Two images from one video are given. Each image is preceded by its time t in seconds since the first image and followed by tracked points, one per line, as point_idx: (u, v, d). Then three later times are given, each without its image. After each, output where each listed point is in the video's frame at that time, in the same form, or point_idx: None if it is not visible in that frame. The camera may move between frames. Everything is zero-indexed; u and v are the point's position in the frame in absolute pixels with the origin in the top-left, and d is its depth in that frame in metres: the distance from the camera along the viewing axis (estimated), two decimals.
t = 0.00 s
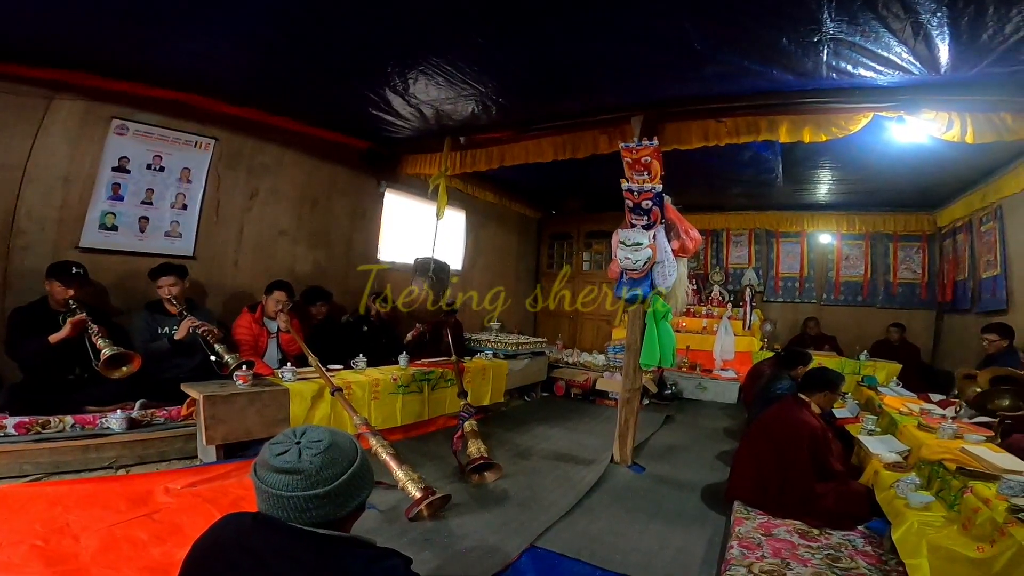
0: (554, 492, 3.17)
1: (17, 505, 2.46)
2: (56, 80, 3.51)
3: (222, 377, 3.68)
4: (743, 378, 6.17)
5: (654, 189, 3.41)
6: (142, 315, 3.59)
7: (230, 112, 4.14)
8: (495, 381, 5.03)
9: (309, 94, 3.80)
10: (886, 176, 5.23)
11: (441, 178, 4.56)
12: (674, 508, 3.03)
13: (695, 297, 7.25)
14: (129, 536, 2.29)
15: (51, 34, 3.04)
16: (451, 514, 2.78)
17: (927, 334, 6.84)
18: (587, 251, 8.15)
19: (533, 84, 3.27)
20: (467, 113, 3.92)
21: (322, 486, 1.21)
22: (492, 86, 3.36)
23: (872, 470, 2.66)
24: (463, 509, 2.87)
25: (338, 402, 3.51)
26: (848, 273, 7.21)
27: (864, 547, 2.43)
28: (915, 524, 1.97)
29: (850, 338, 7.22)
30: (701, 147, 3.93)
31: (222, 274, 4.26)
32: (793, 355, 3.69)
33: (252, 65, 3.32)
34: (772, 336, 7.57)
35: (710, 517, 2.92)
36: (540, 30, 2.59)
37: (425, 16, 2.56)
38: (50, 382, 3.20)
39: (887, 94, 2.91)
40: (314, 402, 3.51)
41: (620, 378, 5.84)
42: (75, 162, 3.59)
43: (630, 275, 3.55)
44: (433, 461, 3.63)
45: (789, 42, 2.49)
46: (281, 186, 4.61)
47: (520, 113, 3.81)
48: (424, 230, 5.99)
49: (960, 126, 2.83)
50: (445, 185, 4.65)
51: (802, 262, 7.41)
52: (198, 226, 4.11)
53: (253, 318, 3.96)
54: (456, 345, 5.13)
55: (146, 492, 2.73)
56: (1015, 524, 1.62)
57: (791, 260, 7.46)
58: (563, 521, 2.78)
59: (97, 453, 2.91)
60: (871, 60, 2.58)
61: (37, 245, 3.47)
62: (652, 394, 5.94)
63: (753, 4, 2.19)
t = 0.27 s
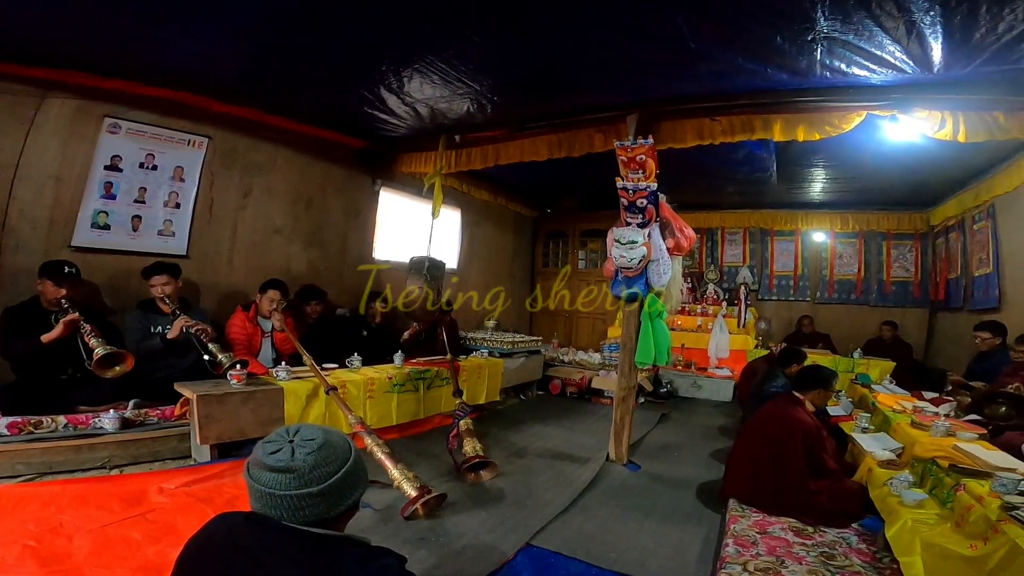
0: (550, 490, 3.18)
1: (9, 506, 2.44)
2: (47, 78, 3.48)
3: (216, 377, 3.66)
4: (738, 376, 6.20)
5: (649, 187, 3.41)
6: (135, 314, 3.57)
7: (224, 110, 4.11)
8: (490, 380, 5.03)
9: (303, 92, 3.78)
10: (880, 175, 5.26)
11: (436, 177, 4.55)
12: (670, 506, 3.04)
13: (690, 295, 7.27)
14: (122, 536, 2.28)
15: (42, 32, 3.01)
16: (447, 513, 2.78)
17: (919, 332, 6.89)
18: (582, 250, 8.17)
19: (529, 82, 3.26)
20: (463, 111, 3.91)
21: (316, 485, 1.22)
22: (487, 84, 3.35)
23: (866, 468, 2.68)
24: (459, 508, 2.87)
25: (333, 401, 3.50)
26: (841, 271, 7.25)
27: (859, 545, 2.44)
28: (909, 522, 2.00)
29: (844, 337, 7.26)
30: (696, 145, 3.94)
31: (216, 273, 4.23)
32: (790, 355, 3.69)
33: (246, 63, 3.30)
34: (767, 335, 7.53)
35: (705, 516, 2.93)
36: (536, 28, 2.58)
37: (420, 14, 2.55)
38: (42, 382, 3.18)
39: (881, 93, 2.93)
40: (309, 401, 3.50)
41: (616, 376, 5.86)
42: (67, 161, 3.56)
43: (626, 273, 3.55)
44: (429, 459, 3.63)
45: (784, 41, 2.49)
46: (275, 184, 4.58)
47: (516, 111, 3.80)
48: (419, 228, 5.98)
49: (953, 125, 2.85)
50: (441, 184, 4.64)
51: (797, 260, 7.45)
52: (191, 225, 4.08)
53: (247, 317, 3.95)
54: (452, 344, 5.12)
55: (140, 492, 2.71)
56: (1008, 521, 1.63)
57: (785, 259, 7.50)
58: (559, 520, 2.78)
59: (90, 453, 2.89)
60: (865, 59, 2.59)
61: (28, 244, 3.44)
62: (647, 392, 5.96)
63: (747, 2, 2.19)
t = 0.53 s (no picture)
0: (548, 487, 3.19)
1: (4, 506, 2.42)
2: (39, 76, 3.45)
3: (212, 375, 3.66)
4: (735, 372, 6.22)
5: (645, 183, 3.41)
6: (131, 312, 3.55)
7: (218, 108, 4.09)
8: (487, 377, 5.03)
9: (298, 90, 3.77)
10: (876, 172, 5.28)
11: (432, 174, 4.54)
12: (667, 503, 3.05)
13: (687, 292, 7.28)
14: (118, 536, 2.27)
15: (33, 30, 2.98)
16: (444, 511, 2.78)
17: (914, 328, 6.93)
18: (579, 247, 8.17)
19: (525, 79, 3.25)
20: (459, 108, 3.89)
21: (311, 482, 1.22)
22: (483, 81, 3.34)
23: (862, 464, 2.70)
24: (456, 505, 2.87)
25: (330, 398, 3.50)
26: (837, 268, 7.28)
27: (856, 541, 2.46)
28: (905, 518, 2.02)
29: (840, 333, 7.29)
30: (693, 142, 3.93)
31: (211, 271, 4.21)
32: (788, 352, 3.70)
33: (240, 60, 3.27)
34: (764, 331, 7.63)
35: (702, 512, 2.94)
36: (532, 25, 2.57)
37: (415, 10, 2.53)
38: (36, 382, 3.16)
39: (877, 89, 2.93)
40: (305, 399, 3.50)
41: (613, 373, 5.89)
42: (60, 159, 3.54)
43: (622, 270, 3.56)
44: (426, 457, 3.63)
45: (780, 37, 2.49)
46: (270, 182, 4.56)
47: (512, 108, 3.79)
48: (416, 226, 5.96)
49: (948, 121, 2.86)
50: (437, 181, 4.62)
51: (793, 257, 7.47)
52: (185, 223, 4.06)
53: (242, 315, 3.93)
54: (449, 341, 5.11)
55: (136, 490, 2.70)
56: (1004, 517, 1.64)
57: (782, 255, 7.52)
58: (557, 517, 2.79)
59: (85, 452, 2.88)
60: (860, 55, 2.59)
61: (21, 243, 3.41)
62: (644, 389, 5.97)
63: None
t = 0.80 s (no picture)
0: (545, 485, 3.19)
1: None
2: (32, 74, 3.42)
3: (208, 374, 3.64)
4: (731, 370, 6.24)
5: (642, 181, 3.41)
6: (126, 311, 3.53)
7: (213, 106, 4.07)
8: (484, 375, 5.03)
9: (293, 88, 3.75)
10: (871, 170, 5.30)
11: (428, 172, 4.52)
12: (664, 501, 3.06)
13: (683, 290, 7.29)
14: (114, 536, 2.26)
15: (25, 28, 2.95)
16: (441, 509, 2.78)
17: (909, 326, 6.96)
18: (576, 245, 8.18)
19: (522, 77, 3.24)
20: (455, 106, 3.88)
21: (305, 480, 1.21)
22: (479, 79, 3.33)
23: (857, 461, 2.71)
24: (453, 504, 2.87)
25: (326, 397, 3.49)
26: (833, 266, 7.31)
27: (851, 539, 2.47)
28: (900, 516, 2.04)
29: (836, 331, 7.32)
30: (689, 140, 3.94)
31: (206, 271, 4.19)
32: (786, 351, 3.70)
33: (235, 58, 3.25)
34: (759, 329, 7.63)
35: (699, 510, 2.95)
36: (528, 23, 2.57)
37: (411, 8, 2.52)
38: (31, 382, 3.14)
39: (872, 88, 2.94)
40: (301, 398, 3.49)
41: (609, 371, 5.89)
42: (54, 158, 3.51)
43: (619, 268, 3.56)
44: (423, 456, 3.63)
45: (776, 35, 2.49)
46: (266, 181, 4.54)
47: (508, 106, 3.78)
48: (412, 224, 5.95)
49: (943, 119, 2.87)
50: (434, 179, 4.61)
51: (789, 255, 7.49)
52: (180, 222, 4.04)
53: (238, 314, 3.92)
54: (445, 340, 5.10)
55: (131, 490, 2.69)
56: (998, 515, 1.65)
57: (778, 253, 7.53)
58: (554, 515, 2.80)
59: (80, 452, 2.86)
60: (855, 53, 2.60)
61: (14, 243, 3.38)
62: (641, 387, 5.98)
63: None
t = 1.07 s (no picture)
0: (541, 484, 3.20)
1: None
2: (24, 73, 3.40)
3: (202, 373, 3.63)
4: (726, 368, 6.26)
5: (637, 180, 3.41)
6: (119, 311, 3.51)
7: (207, 104, 4.05)
8: (480, 374, 5.03)
9: (288, 86, 3.73)
10: (865, 169, 5.33)
11: (424, 170, 4.51)
12: (659, 499, 3.07)
13: (679, 288, 7.32)
14: (107, 535, 2.25)
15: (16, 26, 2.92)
16: (437, 508, 2.78)
17: (902, 324, 7.01)
18: (572, 243, 8.18)
19: (518, 75, 3.24)
20: (450, 105, 3.87)
21: (298, 479, 1.20)
22: (475, 77, 3.32)
23: (852, 459, 2.73)
24: (449, 503, 2.87)
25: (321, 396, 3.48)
26: (827, 264, 7.34)
27: (845, 537, 2.48)
28: (894, 514, 2.06)
29: (831, 329, 7.36)
30: (685, 139, 3.94)
31: (200, 269, 4.16)
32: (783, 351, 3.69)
33: (230, 57, 3.24)
34: (754, 328, 7.67)
35: (694, 508, 2.96)
36: (524, 21, 2.56)
37: (405, 6, 2.51)
38: (23, 381, 3.12)
39: (866, 87, 2.95)
40: (297, 397, 3.48)
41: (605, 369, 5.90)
42: (46, 156, 3.48)
43: (614, 266, 3.57)
44: (419, 455, 3.62)
45: (770, 34, 2.50)
46: (260, 179, 4.51)
47: (504, 105, 3.78)
48: (408, 223, 5.94)
49: (937, 118, 2.89)
50: (429, 178, 4.60)
51: (784, 253, 7.52)
52: (174, 221, 4.00)
53: (232, 313, 3.90)
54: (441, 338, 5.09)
55: (125, 490, 2.68)
56: (991, 512, 1.65)
57: (773, 252, 7.57)
58: (550, 513, 2.80)
59: (74, 452, 2.84)
60: (850, 52, 2.61)
61: (6, 242, 3.35)
62: (637, 385, 6.00)
63: None
